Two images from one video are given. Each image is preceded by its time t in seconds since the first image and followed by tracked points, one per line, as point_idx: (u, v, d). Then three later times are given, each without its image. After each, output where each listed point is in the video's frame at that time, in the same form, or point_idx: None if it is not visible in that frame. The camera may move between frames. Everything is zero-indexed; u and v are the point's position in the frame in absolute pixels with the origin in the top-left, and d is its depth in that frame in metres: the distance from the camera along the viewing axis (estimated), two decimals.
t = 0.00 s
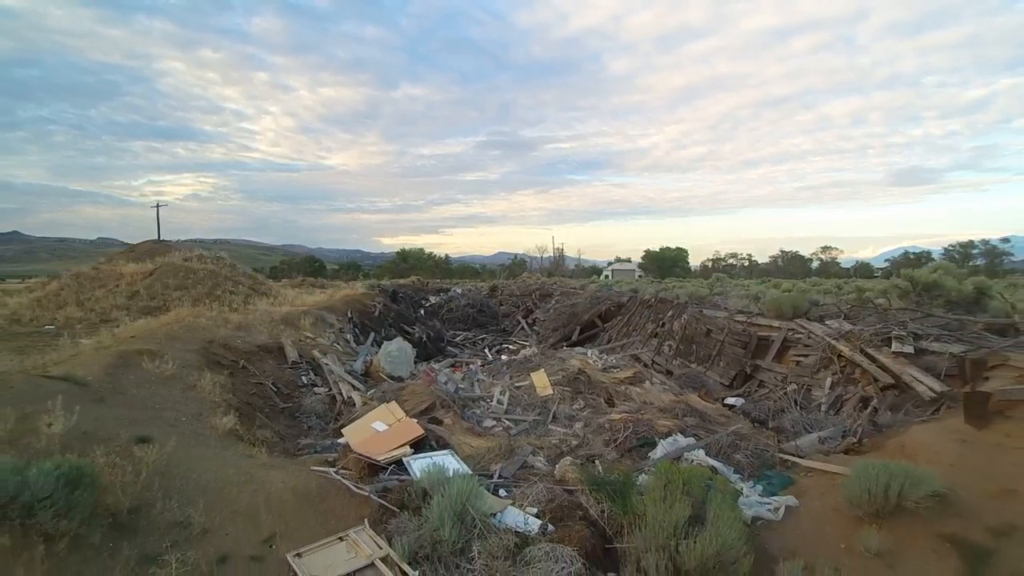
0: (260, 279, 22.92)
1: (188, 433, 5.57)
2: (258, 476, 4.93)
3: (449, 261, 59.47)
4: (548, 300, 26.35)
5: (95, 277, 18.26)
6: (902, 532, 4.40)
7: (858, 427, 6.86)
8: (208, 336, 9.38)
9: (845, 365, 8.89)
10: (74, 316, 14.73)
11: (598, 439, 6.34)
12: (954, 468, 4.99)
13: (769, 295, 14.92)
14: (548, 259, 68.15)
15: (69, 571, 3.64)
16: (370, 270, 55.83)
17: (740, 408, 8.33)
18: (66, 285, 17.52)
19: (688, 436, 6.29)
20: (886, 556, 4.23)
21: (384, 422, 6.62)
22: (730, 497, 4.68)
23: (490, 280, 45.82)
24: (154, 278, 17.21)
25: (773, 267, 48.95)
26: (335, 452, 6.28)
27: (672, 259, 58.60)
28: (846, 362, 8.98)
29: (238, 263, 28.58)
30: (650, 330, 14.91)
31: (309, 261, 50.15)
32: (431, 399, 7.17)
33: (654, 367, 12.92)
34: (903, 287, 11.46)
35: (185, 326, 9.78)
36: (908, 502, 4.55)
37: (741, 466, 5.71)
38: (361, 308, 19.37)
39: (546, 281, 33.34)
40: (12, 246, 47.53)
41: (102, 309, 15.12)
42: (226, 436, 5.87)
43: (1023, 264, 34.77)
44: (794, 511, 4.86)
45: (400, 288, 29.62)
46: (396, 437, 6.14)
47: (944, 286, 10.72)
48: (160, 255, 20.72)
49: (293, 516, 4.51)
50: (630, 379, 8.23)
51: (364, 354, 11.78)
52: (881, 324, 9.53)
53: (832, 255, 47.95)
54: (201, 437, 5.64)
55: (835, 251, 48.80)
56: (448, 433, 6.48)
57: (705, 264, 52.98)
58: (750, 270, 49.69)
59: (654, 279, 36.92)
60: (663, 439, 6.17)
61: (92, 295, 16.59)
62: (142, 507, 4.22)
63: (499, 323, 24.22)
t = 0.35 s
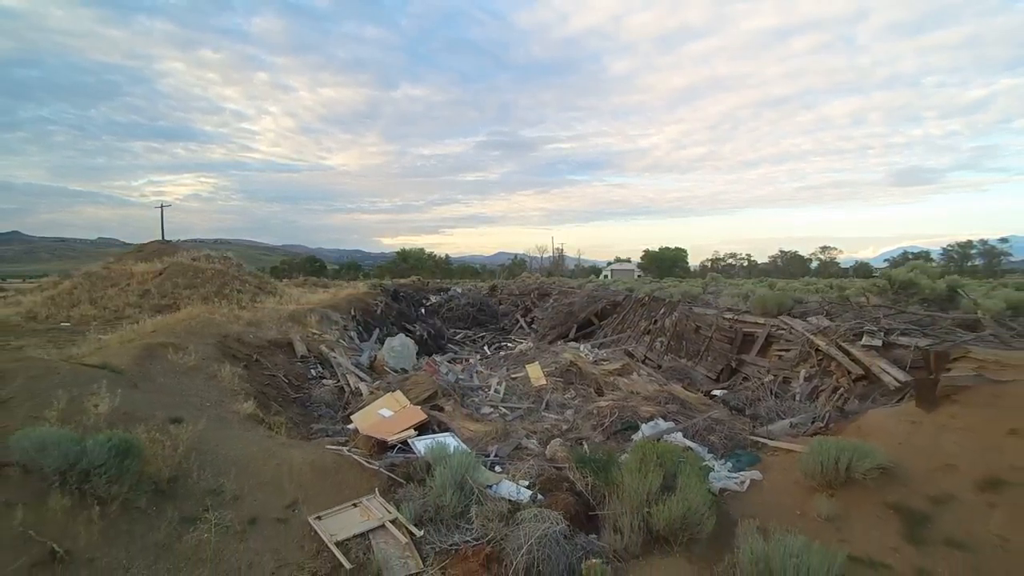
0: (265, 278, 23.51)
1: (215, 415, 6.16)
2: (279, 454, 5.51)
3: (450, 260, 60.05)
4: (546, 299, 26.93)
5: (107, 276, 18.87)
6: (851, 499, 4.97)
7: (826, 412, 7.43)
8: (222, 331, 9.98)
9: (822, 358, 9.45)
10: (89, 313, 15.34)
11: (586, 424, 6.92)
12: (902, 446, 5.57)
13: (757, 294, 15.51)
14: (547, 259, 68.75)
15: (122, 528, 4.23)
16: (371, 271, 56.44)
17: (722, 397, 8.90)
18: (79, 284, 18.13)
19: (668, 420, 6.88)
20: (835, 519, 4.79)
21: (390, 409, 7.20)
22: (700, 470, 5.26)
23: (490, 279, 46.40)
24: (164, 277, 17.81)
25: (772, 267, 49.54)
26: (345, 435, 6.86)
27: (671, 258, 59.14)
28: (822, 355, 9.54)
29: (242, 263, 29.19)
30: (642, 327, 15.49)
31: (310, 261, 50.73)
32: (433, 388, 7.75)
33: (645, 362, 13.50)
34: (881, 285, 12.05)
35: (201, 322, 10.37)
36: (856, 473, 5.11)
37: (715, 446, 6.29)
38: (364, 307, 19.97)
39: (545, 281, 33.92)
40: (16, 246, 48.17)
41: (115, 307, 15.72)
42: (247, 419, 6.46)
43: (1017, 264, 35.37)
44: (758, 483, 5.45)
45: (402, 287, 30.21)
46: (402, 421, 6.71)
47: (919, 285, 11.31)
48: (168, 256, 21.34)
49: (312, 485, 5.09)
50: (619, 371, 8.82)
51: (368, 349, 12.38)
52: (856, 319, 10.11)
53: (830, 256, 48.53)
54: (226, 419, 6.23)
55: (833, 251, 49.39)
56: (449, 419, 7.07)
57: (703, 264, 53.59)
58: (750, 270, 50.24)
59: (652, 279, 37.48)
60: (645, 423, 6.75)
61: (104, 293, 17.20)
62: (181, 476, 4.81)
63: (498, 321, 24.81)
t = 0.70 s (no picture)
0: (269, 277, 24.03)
1: (235, 402, 6.72)
2: (296, 437, 6.06)
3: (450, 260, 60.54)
4: (544, 297, 27.47)
5: (117, 275, 19.40)
6: (813, 476, 5.51)
7: (801, 401, 7.96)
8: (235, 327, 10.52)
9: (802, 352, 9.99)
10: (101, 310, 15.86)
11: (577, 412, 7.46)
12: (863, 431, 6.11)
13: (747, 292, 16.05)
14: (547, 259, 69.27)
15: (160, 498, 4.76)
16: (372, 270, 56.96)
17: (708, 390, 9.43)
18: (90, 283, 18.66)
19: (654, 410, 7.42)
20: (798, 493, 5.33)
21: (395, 398, 7.72)
22: (677, 452, 5.81)
23: (491, 279, 46.88)
24: (173, 276, 18.34)
25: (772, 266, 50.13)
26: (354, 422, 7.40)
27: (670, 258, 59.67)
28: (803, 350, 10.08)
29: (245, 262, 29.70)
30: (637, 325, 16.03)
31: (311, 261, 51.23)
32: (434, 380, 8.29)
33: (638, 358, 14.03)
34: (864, 285, 12.60)
35: (214, 318, 10.91)
36: (818, 453, 5.65)
37: (695, 431, 6.83)
38: (366, 305, 20.51)
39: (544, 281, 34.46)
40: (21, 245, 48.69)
41: (127, 305, 16.26)
42: (265, 407, 7.01)
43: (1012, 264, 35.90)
44: (732, 464, 5.99)
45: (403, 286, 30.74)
46: (406, 409, 7.24)
47: (898, 284, 11.86)
48: (175, 255, 21.87)
49: (327, 464, 5.64)
50: (610, 366, 9.37)
51: (371, 346, 12.92)
52: (836, 316, 10.65)
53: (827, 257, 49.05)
54: (246, 406, 6.78)
55: (830, 251, 49.93)
56: (450, 408, 7.61)
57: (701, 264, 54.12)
58: (749, 270, 50.75)
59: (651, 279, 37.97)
60: (632, 411, 7.29)
61: (115, 292, 17.73)
62: (210, 455, 5.37)
63: (497, 319, 25.36)
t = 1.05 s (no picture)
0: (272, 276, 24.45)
1: (251, 393, 7.20)
2: (307, 426, 6.53)
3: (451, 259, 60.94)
4: (544, 297, 27.93)
5: (124, 275, 19.82)
6: (785, 462, 5.98)
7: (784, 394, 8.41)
8: (244, 325, 10.98)
9: (788, 348, 10.43)
10: (111, 309, 16.30)
11: (571, 404, 7.91)
12: (835, 421, 6.56)
13: (740, 291, 16.51)
14: (547, 258, 69.71)
15: (186, 479, 5.21)
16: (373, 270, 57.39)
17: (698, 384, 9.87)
18: (98, 283, 19.07)
19: (643, 402, 7.87)
20: (771, 477, 5.79)
21: (399, 391, 8.17)
22: (662, 439, 6.27)
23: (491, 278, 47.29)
24: (180, 276, 18.76)
25: (770, 266, 50.55)
26: (360, 414, 7.85)
27: (669, 257, 60.10)
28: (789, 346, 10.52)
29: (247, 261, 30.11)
30: (632, 323, 16.48)
31: (312, 261, 51.62)
32: (436, 375, 8.74)
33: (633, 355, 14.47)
34: (850, 284, 13.06)
35: (224, 316, 11.37)
36: (791, 440, 6.12)
37: (681, 421, 7.28)
38: (368, 304, 20.97)
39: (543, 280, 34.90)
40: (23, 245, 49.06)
41: (136, 303, 16.70)
42: (277, 399, 7.48)
43: (1006, 263, 36.35)
44: (712, 451, 6.45)
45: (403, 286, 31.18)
46: (410, 401, 7.70)
47: (883, 284, 12.32)
48: (181, 255, 22.29)
49: (338, 450, 6.10)
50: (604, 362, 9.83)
51: (374, 343, 13.37)
52: (821, 314, 11.10)
53: (824, 256, 49.52)
54: (260, 398, 7.25)
55: (829, 251, 50.33)
56: (451, 401, 8.06)
57: (700, 263, 54.55)
58: (748, 270, 51.18)
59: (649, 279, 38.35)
60: (622, 403, 7.74)
61: (124, 291, 18.17)
62: (230, 441, 5.84)
63: (497, 318, 25.80)
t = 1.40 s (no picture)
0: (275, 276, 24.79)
1: (262, 387, 7.59)
2: (316, 417, 6.91)
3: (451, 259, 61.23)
4: (543, 296, 28.29)
5: (130, 274, 20.16)
6: (767, 450, 6.35)
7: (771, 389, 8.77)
8: (252, 323, 11.35)
9: (777, 345, 10.79)
10: (119, 308, 16.64)
11: (566, 398, 8.29)
12: (815, 413, 6.93)
13: (734, 290, 16.91)
14: (547, 258, 70.05)
15: (205, 464, 5.58)
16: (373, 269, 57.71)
17: (690, 379, 10.23)
18: (105, 282, 19.41)
19: (635, 396, 8.24)
20: (753, 464, 6.16)
21: (403, 386, 8.55)
22: (651, 429, 6.65)
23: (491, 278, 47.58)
24: (185, 275, 19.11)
25: (769, 265, 50.90)
26: (365, 408, 8.23)
27: (668, 257, 60.44)
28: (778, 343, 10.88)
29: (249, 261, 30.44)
30: (628, 321, 16.85)
31: (313, 260, 51.91)
32: (437, 370, 9.12)
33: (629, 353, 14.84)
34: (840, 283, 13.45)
35: (232, 314, 11.74)
36: (772, 430, 6.49)
37: (670, 414, 7.65)
38: (370, 303, 21.32)
39: (543, 280, 35.24)
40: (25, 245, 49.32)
41: (143, 302, 17.04)
42: (286, 393, 7.86)
43: (1002, 263, 36.68)
44: (699, 441, 6.82)
45: (404, 285, 31.51)
46: (413, 395, 8.07)
47: (871, 283, 12.72)
48: (185, 255, 22.64)
49: (346, 439, 6.48)
50: (599, 358, 10.21)
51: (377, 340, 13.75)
52: (810, 313, 11.47)
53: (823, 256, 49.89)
54: (270, 391, 7.64)
55: (828, 250, 50.69)
56: (452, 395, 8.44)
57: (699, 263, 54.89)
58: (746, 270, 51.50)
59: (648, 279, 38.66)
60: (615, 396, 8.11)
61: (130, 290, 18.50)
62: (244, 431, 6.23)
63: (497, 317, 26.14)
